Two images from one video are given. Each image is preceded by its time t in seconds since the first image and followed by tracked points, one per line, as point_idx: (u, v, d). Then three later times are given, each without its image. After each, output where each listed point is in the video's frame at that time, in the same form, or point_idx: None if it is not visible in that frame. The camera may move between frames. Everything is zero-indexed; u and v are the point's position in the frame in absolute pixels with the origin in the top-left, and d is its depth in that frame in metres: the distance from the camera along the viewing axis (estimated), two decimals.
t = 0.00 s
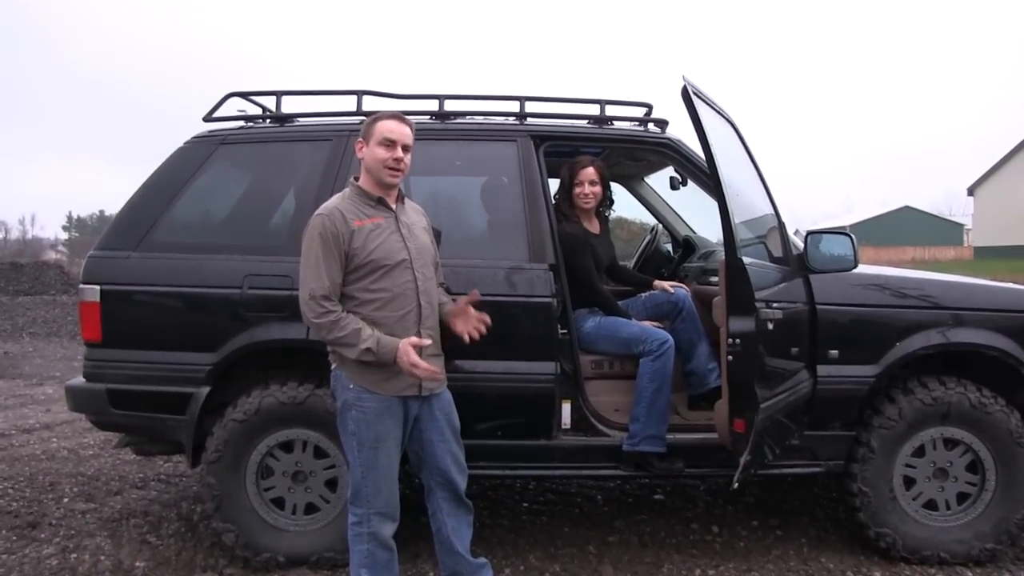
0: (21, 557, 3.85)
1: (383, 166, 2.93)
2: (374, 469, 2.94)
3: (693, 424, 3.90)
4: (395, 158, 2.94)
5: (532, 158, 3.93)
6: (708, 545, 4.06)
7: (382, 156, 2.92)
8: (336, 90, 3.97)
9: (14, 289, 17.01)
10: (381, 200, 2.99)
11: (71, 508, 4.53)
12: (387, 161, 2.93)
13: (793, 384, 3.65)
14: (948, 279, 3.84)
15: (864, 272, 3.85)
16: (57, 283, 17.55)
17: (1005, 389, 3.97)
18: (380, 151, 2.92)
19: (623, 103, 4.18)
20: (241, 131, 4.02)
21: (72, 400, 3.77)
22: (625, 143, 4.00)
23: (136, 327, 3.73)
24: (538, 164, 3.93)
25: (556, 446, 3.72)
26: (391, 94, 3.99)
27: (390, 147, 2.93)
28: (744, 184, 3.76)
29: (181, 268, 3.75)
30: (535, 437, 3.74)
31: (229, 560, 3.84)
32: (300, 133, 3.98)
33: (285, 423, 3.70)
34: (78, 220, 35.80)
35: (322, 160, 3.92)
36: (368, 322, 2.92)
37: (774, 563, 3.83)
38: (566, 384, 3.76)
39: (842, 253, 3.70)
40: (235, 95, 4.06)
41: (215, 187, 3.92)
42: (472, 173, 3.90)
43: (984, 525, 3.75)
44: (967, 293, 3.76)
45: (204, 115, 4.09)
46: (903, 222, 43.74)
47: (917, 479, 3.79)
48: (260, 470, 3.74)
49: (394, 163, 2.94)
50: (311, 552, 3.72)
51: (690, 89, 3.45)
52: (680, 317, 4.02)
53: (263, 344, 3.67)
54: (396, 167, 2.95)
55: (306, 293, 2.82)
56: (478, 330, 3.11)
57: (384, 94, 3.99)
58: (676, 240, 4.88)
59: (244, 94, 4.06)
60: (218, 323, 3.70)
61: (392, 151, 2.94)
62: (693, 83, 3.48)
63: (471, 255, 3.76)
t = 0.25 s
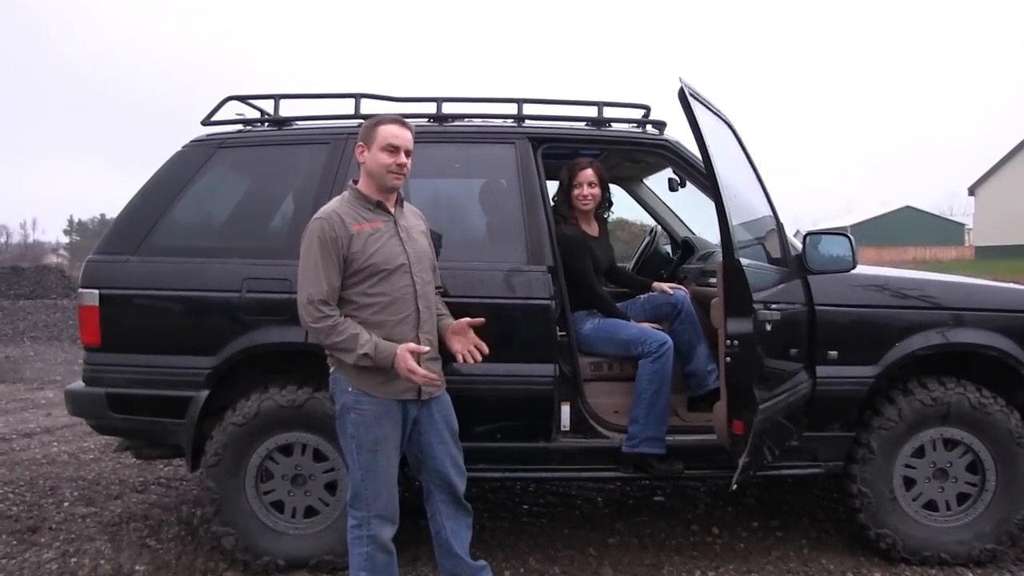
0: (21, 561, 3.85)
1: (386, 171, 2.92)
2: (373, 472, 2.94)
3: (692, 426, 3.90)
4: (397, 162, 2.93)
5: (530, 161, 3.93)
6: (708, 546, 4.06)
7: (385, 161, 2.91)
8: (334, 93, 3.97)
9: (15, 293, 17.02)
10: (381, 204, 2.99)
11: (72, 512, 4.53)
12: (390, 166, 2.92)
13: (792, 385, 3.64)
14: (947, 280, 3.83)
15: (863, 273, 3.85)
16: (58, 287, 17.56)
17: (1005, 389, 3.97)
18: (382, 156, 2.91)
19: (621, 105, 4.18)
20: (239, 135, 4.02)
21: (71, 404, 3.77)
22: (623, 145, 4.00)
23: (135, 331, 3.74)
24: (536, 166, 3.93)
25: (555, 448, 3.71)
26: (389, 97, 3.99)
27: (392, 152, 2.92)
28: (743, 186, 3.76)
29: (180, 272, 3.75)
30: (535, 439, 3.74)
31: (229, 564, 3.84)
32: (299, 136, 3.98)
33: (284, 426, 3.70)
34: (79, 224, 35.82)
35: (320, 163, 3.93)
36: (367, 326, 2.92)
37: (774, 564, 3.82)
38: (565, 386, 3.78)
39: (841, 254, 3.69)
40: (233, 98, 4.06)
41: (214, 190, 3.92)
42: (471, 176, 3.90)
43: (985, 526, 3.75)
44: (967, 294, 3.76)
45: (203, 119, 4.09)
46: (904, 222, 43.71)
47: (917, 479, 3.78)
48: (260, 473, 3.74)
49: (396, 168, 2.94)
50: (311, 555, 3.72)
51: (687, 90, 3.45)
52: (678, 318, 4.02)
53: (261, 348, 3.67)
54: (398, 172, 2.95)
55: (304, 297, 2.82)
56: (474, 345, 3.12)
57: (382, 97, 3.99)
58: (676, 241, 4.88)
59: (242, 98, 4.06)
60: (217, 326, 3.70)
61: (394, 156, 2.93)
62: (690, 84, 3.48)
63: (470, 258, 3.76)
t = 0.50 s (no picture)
0: (27, 562, 3.86)
1: (392, 175, 2.92)
2: (376, 473, 2.94)
3: (697, 427, 3.90)
4: (403, 166, 2.94)
5: (533, 161, 3.92)
6: (713, 547, 4.05)
7: (392, 164, 2.91)
8: (337, 94, 3.97)
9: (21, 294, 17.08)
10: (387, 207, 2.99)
11: (77, 513, 4.55)
12: (396, 169, 2.92)
13: (796, 387, 3.63)
14: (952, 280, 3.82)
15: (868, 273, 3.84)
16: (64, 288, 17.62)
17: (1011, 390, 3.95)
18: (389, 159, 2.91)
19: (625, 105, 4.17)
20: (243, 136, 4.02)
21: (76, 405, 3.78)
22: (627, 145, 4.00)
23: (140, 333, 3.74)
24: (540, 167, 3.93)
25: (559, 449, 3.71)
26: (393, 98, 3.99)
27: (398, 155, 2.92)
28: (747, 186, 3.75)
29: (184, 274, 3.76)
30: (538, 440, 3.73)
31: (234, 565, 3.84)
32: (302, 138, 3.99)
33: (287, 427, 3.70)
34: (85, 225, 35.93)
35: (323, 165, 3.93)
36: (371, 328, 2.92)
37: (779, 565, 3.81)
38: (569, 386, 3.75)
39: (845, 254, 3.68)
40: (237, 100, 4.07)
41: (218, 192, 3.93)
42: (474, 176, 3.90)
43: (991, 527, 3.73)
44: (973, 294, 3.74)
45: (207, 121, 4.09)
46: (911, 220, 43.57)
47: (922, 481, 3.76)
48: (263, 474, 3.74)
49: (403, 171, 2.94)
50: (315, 556, 3.73)
51: (690, 91, 3.44)
52: (683, 318, 4.01)
53: (265, 349, 3.68)
54: (404, 175, 2.95)
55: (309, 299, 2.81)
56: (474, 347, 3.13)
57: (385, 98, 3.99)
58: (680, 241, 4.87)
59: (246, 99, 4.07)
60: (221, 328, 3.70)
61: (401, 159, 2.93)
62: (694, 85, 3.47)
63: (473, 259, 3.75)
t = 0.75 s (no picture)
0: (29, 559, 3.86)
1: (408, 178, 2.94)
2: (381, 474, 2.93)
3: (702, 433, 3.88)
4: (419, 169, 2.95)
5: (541, 164, 3.92)
6: (716, 553, 4.04)
7: (408, 167, 2.92)
8: (346, 95, 3.97)
9: (27, 291, 17.12)
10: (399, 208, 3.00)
11: (80, 510, 4.55)
12: (412, 172, 2.94)
13: (802, 394, 3.61)
14: (960, 288, 3.80)
15: (875, 280, 3.82)
16: (70, 285, 17.66)
17: (1018, 399, 3.93)
18: (405, 162, 2.92)
19: (633, 109, 4.17)
20: (251, 136, 4.03)
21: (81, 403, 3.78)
22: (634, 149, 3.99)
23: (145, 331, 3.74)
24: (547, 170, 3.93)
25: (563, 453, 3.70)
26: (401, 100, 3.99)
27: (414, 158, 2.93)
28: (755, 192, 3.74)
29: (189, 273, 3.76)
30: (543, 444, 3.72)
31: (236, 565, 3.84)
32: (310, 138, 3.99)
33: (291, 428, 3.70)
34: (91, 223, 36.00)
35: (331, 165, 3.93)
36: (378, 329, 2.91)
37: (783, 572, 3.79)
38: (574, 390, 3.73)
39: (853, 261, 3.66)
40: (245, 99, 4.07)
41: (224, 192, 3.93)
42: (482, 179, 3.90)
43: (996, 537, 3.71)
44: (980, 302, 3.72)
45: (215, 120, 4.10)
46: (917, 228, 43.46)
47: (927, 489, 3.75)
48: (267, 474, 3.74)
49: (418, 174, 2.96)
50: (317, 557, 3.72)
51: (700, 95, 3.43)
52: (689, 323, 4.00)
53: (271, 349, 3.67)
54: (419, 178, 2.97)
55: (317, 299, 2.80)
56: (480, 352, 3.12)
57: (394, 99, 3.99)
58: (687, 246, 4.86)
59: (254, 99, 4.07)
60: (226, 327, 3.70)
61: (416, 162, 2.95)
62: (703, 89, 3.47)
63: (479, 261, 3.75)
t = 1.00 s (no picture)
0: (20, 563, 3.83)
1: (414, 182, 2.95)
2: (377, 473, 2.92)
3: (696, 427, 3.88)
4: (424, 174, 2.97)
5: (533, 160, 3.91)
6: (711, 548, 4.04)
7: (415, 172, 2.94)
8: (336, 92, 3.95)
9: (13, 293, 16.98)
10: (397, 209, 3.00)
11: (70, 513, 4.51)
12: (419, 177, 2.95)
13: (797, 386, 3.63)
14: (952, 281, 3.81)
15: (867, 274, 3.83)
16: (57, 287, 17.53)
17: (1008, 391, 3.95)
18: (413, 167, 2.93)
19: (625, 104, 4.16)
20: (241, 134, 4.00)
21: (71, 405, 3.75)
22: (627, 145, 3.98)
23: (136, 333, 3.71)
24: (540, 165, 3.92)
25: (558, 450, 3.69)
26: (392, 97, 3.97)
27: (421, 164, 2.95)
28: (748, 186, 3.74)
29: (180, 272, 3.73)
30: (537, 441, 3.71)
31: (230, 566, 3.82)
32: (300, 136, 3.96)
33: (284, 427, 3.68)
34: (77, 224, 35.74)
35: (322, 163, 3.91)
36: (373, 327, 2.90)
37: (778, 566, 3.80)
38: (568, 387, 3.73)
39: (845, 254, 3.69)
40: (235, 97, 4.04)
41: (214, 191, 3.90)
42: (474, 175, 3.88)
43: (988, 527, 3.73)
44: (971, 295, 3.74)
45: (203, 118, 4.06)
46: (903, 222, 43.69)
47: (920, 481, 3.76)
48: (260, 474, 3.72)
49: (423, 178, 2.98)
50: (312, 557, 3.70)
51: (693, 90, 3.43)
52: (682, 318, 4.00)
53: (264, 348, 3.65)
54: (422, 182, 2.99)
55: (313, 300, 2.76)
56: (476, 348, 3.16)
57: (385, 96, 3.97)
58: (679, 241, 4.86)
59: (243, 97, 4.04)
60: (218, 327, 3.68)
61: (423, 167, 2.96)
62: (697, 84, 3.46)
63: (472, 258, 3.74)
